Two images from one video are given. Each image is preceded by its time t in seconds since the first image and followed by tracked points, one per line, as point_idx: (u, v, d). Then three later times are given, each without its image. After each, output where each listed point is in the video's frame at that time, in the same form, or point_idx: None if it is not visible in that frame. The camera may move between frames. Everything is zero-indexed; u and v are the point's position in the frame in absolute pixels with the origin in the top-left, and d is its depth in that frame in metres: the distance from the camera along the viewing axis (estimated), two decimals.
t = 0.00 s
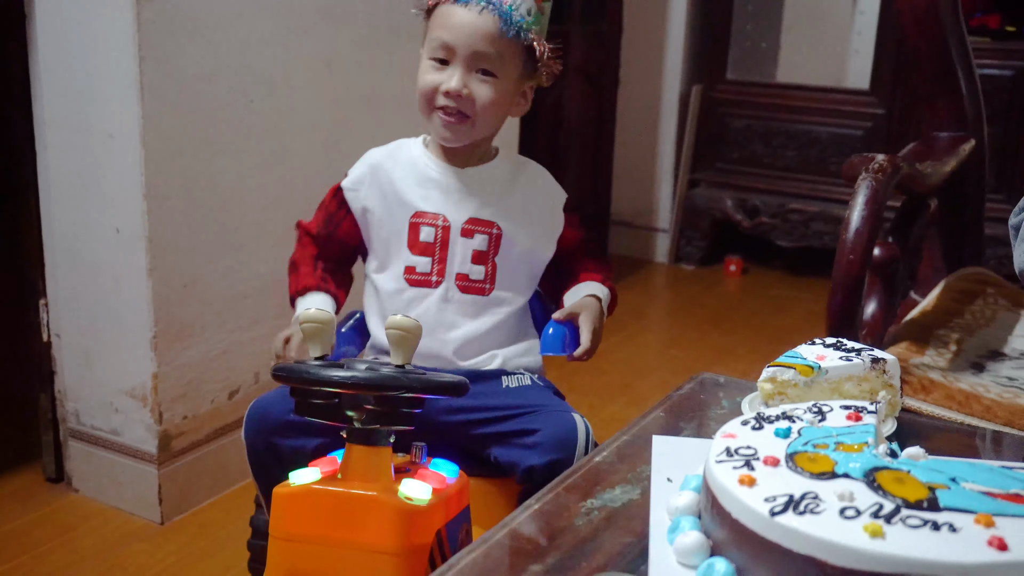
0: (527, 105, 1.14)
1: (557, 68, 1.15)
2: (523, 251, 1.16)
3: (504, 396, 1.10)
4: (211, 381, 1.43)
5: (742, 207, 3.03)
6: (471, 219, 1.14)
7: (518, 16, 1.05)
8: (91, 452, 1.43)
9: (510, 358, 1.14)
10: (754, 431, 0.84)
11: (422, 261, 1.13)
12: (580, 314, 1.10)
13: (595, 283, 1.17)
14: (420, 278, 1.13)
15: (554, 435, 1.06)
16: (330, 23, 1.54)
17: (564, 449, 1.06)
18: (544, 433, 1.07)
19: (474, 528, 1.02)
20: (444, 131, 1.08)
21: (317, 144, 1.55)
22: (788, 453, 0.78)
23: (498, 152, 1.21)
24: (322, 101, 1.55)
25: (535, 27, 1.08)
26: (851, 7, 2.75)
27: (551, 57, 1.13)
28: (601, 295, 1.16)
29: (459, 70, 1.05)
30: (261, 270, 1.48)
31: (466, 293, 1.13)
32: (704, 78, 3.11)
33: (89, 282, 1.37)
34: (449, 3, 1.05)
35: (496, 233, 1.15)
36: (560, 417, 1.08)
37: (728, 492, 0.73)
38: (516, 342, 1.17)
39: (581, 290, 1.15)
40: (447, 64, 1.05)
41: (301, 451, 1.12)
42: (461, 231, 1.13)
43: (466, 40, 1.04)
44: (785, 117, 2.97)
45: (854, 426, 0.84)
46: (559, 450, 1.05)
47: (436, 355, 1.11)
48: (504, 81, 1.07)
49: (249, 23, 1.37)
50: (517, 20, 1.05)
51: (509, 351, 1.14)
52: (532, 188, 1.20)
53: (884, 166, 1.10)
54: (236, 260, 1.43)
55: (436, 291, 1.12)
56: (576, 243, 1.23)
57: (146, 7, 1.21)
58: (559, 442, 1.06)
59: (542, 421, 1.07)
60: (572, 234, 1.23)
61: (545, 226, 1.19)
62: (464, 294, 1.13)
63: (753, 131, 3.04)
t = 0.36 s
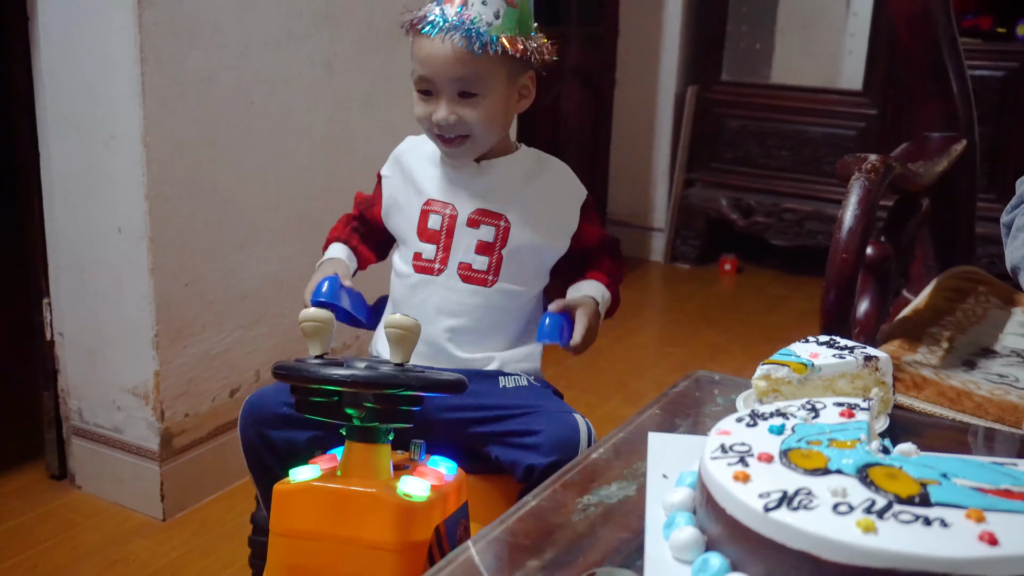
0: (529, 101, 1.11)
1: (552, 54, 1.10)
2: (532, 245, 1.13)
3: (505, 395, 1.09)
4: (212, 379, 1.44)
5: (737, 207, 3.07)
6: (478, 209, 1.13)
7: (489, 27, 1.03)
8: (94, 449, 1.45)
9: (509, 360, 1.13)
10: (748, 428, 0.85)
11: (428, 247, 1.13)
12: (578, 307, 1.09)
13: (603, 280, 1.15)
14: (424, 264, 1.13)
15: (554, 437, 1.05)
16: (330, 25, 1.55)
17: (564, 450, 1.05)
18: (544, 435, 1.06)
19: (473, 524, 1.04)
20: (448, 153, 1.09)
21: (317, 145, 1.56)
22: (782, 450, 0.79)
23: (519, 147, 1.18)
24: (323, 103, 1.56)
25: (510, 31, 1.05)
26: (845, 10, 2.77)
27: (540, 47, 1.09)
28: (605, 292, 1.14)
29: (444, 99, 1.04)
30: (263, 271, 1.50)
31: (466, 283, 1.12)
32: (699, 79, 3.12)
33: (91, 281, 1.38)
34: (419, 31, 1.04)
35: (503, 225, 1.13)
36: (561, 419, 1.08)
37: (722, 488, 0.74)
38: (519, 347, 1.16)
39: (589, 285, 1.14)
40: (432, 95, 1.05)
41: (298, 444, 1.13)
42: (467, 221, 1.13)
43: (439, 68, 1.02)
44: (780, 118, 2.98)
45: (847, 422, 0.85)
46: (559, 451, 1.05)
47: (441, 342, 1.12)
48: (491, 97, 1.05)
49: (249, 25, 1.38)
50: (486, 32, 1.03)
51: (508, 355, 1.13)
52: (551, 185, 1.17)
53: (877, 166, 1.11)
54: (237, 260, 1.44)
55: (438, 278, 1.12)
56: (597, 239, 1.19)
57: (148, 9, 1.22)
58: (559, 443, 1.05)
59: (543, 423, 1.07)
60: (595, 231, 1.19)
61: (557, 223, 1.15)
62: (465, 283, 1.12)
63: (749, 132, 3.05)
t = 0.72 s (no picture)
0: (514, 107, 1.10)
1: (533, 59, 1.09)
2: (520, 246, 1.14)
3: (503, 394, 1.10)
4: (214, 379, 1.45)
5: (733, 207, 3.08)
6: (462, 211, 1.14)
7: (469, 47, 1.01)
8: (96, 448, 1.46)
9: (503, 360, 1.14)
10: (745, 427, 0.86)
11: (415, 252, 1.14)
12: (577, 298, 1.11)
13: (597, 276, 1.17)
14: (412, 268, 1.14)
15: (555, 434, 1.07)
16: (330, 27, 1.56)
17: (563, 446, 1.07)
18: (544, 432, 1.08)
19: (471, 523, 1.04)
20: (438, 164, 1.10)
21: (317, 146, 1.57)
22: (778, 448, 0.80)
23: (503, 143, 1.17)
24: (323, 104, 1.57)
25: (492, 47, 1.03)
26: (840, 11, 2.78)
27: (521, 56, 1.07)
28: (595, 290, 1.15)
29: (430, 123, 1.04)
30: (263, 271, 1.51)
31: (454, 285, 1.13)
32: (696, 81, 3.12)
33: (92, 280, 1.39)
34: (397, 53, 1.02)
35: (488, 225, 1.14)
36: (558, 416, 1.10)
37: (718, 485, 0.75)
38: (515, 345, 1.16)
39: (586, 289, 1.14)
40: (417, 118, 1.04)
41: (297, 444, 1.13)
42: (452, 223, 1.13)
43: (422, 93, 1.01)
44: (777, 120, 3.00)
45: (843, 420, 0.86)
46: (559, 448, 1.07)
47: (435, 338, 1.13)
48: (475, 114, 1.04)
49: (250, 27, 1.39)
50: (467, 53, 1.00)
51: (502, 355, 1.13)
52: (538, 181, 1.17)
53: (872, 166, 1.12)
54: (237, 260, 1.45)
55: (425, 282, 1.13)
56: (589, 230, 1.20)
57: (150, 12, 1.23)
58: (558, 439, 1.07)
59: (542, 420, 1.08)
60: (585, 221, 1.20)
61: (544, 220, 1.16)
62: (452, 285, 1.12)
63: (743, 134, 3.06)
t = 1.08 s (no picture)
0: (501, 116, 1.10)
1: (516, 71, 1.07)
2: (515, 251, 1.15)
3: (495, 392, 1.11)
4: (214, 377, 1.46)
5: (728, 207, 3.10)
6: (459, 214, 1.15)
7: (444, 71, 1.00)
8: (98, 446, 1.47)
9: (499, 359, 1.15)
10: (739, 424, 0.87)
11: (413, 256, 1.15)
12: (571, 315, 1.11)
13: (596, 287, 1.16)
14: (411, 273, 1.15)
15: (542, 432, 1.07)
16: (330, 30, 1.57)
17: (551, 446, 1.07)
18: (532, 431, 1.07)
19: (469, 519, 1.05)
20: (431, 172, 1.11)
21: (317, 148, 1.59)
22: (772, 444, 0.81)
23: (500, 144, 1.19)
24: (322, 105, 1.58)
25: (468, 67, 1.02)
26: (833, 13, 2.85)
27: (502, 70, 1.06)
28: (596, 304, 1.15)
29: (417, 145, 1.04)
30: (262, 270, 1.52)
31: (453, 287, 1.13)
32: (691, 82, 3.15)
33: (93, 280, 1.40)
34: (377, 78, 1.03)
35: (485, 227, 1.15)
36: (547, 416, 1.10)
37: (713, 482, 0.76)
38: (512, 342, 1.17)
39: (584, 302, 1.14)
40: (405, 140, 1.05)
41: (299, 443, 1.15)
42: (450, 226, 1.14)
43: (401, 117, 1.01)
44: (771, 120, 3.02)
45: (834, 418, 0.87)
46: (546, 447, 1.06)
47: (431, 344, 1.13)
48: (459, 131, 1.05)
49: (250, 30, 1.41)
50: (442, 76, 1.00)
51: (498, 352, 1.14)
52: (530, 184, 1.18)
53: (864, 167, 1.13)
54: (237, 260, 1.46)
55: (425, 285, 1.14)
56: (585, 232, 1.21)
57: (151, 14, 1.24)
58: (546, 438, 1.07)
59: (530, 419, 1.08)
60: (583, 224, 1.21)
61: (541, 221, 1.17)
62: (451, 288, 1.13)
63: (739, 134, 3.09)
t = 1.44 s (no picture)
0: (494, 125, 1.12)
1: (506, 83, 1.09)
2: (511, 254, 1.19)
3: (489, 389, 1.13)
4: (220, 375, 1.49)
5: (720, 208, 3.16)
6: (461, 219, 1.18)
7: (433, 85, 1.03)
8: (110, 440, 1.50)
9: (499, 357, 1.18)
10: (731, 419, 0.90)
11: (417, 260, 1.18)
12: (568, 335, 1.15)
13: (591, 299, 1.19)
14: (415, 276, 1.18)
15: (534, 428, 1.09)
16: (333, 36, 1.60)
17: (543, 442, 1.09)
18: (525, 427, 1.09)
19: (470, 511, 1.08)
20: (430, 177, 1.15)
21: (320, 151, 1.62)
22: (762, 440, 0.83)
23: (499, 153, 1.22)
24: (325, 109, 1.61)
25: (457, 81, 1.04)
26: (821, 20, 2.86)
27: (494, 82, 1.08)
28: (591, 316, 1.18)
29: (413, 153, 1.08)
30: (267, 270, 1.55)
31: (455, 290, 1.17)
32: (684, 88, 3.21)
33: (104, 279, 1.43)
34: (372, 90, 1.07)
35: (487, 232, 1.18)
36: (541, 412, 1.12)
37: (705, 477, 0.78)
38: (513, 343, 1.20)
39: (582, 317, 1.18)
40: (401, 148, 1.09)
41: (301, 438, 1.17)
42: (452, 231, 1.18)
43: (394, 126, 1.05)
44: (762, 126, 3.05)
45: (823, 415, 0.90)
46: (539, 443, 1.08)
47: (432, 343, 1.17)
48: (451, 141, 1.08)
49: (255, 36, 1.44)
50: (430, 90, 1.03)
51: (498, 352, 1.18)
52: (531, 188, 1.21)
53: (853, 170, 1.17)
54: (243, 260, 1.49)
55: (428, 288, 1.17)
56: (584, 241, 1.24)
57: (159, 21, 1.27)
58: (537, 435, 1.09)
59: (523, 416, 1.10)
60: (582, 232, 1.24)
61: (537, 227, 1.20)
62: (454, 290, 1.17)
63: (731, 138, 3.13)
